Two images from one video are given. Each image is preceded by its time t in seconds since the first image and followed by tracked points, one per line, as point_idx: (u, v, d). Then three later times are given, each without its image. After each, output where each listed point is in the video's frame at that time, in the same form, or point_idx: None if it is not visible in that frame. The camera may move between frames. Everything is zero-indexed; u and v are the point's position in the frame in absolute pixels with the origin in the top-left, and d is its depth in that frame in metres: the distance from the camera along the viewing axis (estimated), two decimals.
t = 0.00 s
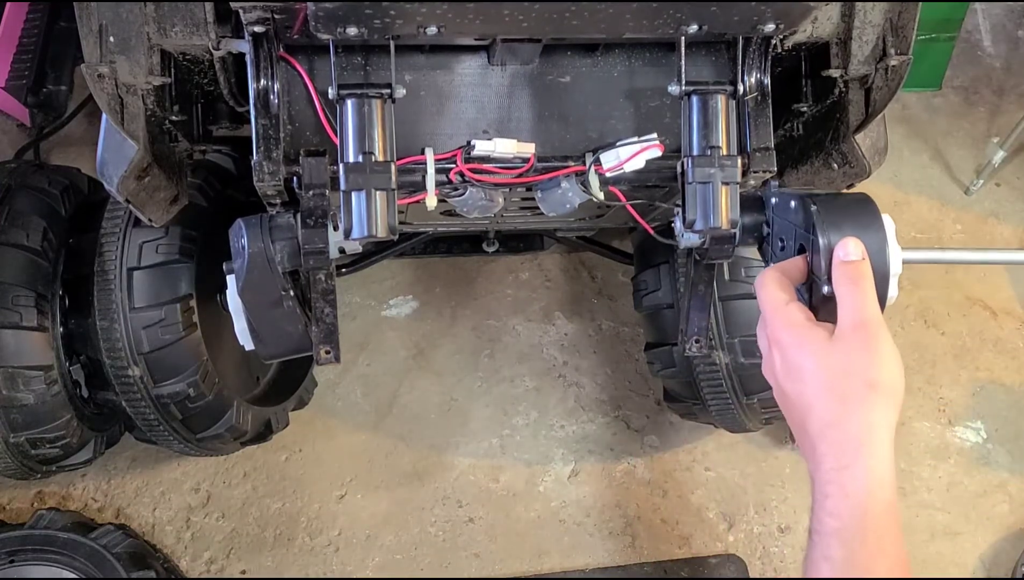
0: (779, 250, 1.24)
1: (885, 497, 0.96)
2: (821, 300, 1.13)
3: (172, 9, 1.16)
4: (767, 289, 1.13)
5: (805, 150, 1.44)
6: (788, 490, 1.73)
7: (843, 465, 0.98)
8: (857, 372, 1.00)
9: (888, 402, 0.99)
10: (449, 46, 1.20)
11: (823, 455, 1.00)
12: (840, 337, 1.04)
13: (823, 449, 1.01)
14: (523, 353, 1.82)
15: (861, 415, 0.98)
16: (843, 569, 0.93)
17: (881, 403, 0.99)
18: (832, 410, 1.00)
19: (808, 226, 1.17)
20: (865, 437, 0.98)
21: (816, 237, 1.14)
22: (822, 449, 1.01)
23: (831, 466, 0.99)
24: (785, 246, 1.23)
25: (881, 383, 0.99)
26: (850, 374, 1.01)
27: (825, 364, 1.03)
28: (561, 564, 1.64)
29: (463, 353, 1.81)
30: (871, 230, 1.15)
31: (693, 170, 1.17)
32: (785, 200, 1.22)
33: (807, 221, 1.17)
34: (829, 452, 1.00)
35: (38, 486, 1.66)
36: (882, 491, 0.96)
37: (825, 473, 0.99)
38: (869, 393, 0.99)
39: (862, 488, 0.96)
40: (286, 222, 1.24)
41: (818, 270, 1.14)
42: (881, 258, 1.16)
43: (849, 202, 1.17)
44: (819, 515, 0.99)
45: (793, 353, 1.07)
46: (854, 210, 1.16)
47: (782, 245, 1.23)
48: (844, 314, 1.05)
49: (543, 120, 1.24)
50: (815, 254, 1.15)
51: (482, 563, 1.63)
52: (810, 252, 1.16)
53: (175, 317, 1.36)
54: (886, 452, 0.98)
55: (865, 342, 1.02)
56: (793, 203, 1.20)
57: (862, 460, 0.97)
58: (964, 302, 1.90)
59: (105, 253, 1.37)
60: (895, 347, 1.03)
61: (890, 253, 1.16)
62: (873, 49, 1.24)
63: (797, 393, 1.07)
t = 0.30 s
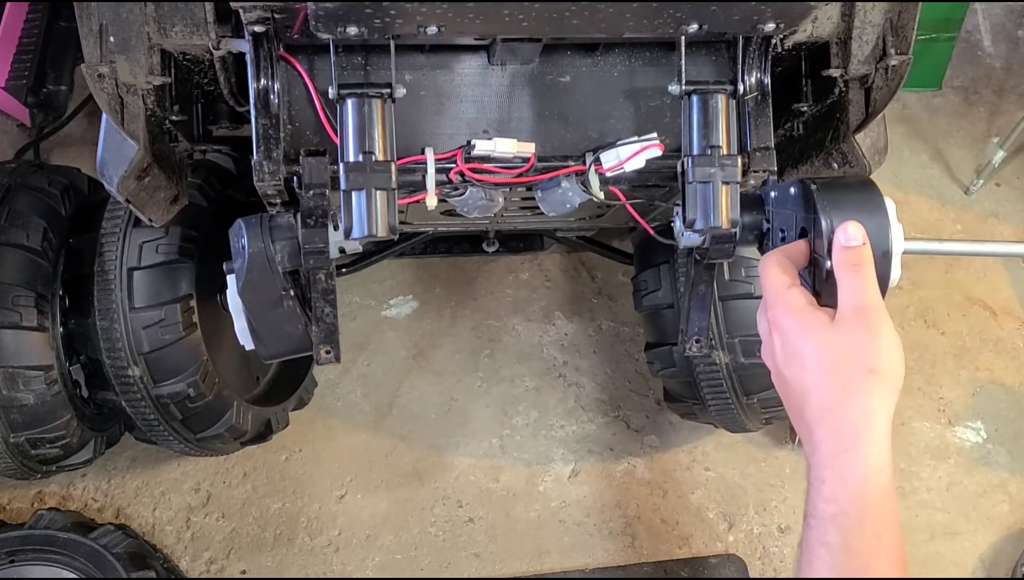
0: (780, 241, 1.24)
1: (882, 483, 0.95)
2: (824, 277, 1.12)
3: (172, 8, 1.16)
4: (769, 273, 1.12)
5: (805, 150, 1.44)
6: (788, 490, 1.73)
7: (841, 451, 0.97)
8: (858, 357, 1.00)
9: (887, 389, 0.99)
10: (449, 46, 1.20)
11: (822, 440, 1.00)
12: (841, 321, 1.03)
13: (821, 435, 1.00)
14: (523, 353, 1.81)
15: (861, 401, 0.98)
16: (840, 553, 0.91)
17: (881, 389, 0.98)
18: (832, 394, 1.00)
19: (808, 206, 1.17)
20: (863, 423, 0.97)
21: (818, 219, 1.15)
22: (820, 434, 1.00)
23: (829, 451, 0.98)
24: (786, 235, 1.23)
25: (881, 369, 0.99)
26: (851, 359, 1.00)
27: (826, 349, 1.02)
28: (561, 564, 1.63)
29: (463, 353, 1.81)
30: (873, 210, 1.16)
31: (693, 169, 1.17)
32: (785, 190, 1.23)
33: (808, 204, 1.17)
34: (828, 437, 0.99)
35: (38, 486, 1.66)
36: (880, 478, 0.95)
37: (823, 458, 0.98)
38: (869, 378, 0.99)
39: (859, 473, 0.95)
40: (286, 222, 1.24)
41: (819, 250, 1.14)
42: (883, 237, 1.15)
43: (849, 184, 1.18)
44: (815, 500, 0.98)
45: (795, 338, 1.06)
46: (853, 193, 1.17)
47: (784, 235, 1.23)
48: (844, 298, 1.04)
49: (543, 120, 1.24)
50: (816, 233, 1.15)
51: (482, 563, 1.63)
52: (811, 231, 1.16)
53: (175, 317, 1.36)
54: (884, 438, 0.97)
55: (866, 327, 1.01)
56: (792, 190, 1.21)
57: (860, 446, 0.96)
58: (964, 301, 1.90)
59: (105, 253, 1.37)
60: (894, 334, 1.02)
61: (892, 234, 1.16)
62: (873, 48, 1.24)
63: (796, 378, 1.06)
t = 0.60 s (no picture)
0: (782, 243, 1.24)
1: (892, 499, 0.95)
2: (831, 282, 1.14)
3: (172, 8, 1.16)
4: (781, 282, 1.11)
5: (805, 150, 1.44)
6: (788, 490, 1.73)
7: (852, 465, 0.97)
8: (870, 374, 1.00)
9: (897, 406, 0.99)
10: (449, 46, 1.20)
11: (831, 454, 0.99)
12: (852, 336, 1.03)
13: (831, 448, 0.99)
14: (523, 353, 1.81)
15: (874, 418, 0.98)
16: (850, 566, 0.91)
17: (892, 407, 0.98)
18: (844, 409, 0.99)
19: (814, 210, 1.18)
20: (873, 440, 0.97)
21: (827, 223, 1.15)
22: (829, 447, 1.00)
23: (839, 465, 0.98)
24: (789, 237, 1.23)
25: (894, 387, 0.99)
26: (862, 375, 1.00)
27: (838, 362, 1.02)
28: (561, 564, 1.64)
29: (463, 353, 1.81)
30: (880, 216, 1.16)
31: (693, 169, 1.17)
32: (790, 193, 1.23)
33: (816, 207, 1.17)
34: (837, 451, 0.99)
35: (38, 486, 1.66)
36: (890, 494, 0.95)
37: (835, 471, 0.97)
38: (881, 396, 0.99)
39: (868, 489, 0.95)
40: (286, 222, 1.24)
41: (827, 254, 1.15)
42: (891, 242, 1.15)
43: (857, 189, 1.18)
44: (824, 512, 0.97)
45: (806, 348, 1.06)
46: (861, 198, 1.17)
47: (785, 237, 1.23)
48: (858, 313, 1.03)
49: (543, 120, 1.24)
50: (823, 239, 1.16)
51: (482, 563, 1.63)
52: (818, 236, 1.17)
53: (175, 317, 1.36)
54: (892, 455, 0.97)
55: (879, 343, 1.01)
56: (798, 194, 1.21)
57: (871, 463, 0.96)
58: (964, 301, 1.90)
59: (105, 253, 1.37)
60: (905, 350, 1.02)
61: (899, 240, 1.16)
62: (873, 49, 1.24)
63: (805, 388, 1.05)
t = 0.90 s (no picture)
0: (781, 240, 1.23)
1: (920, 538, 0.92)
2: (832, 274, 1.11)
3: (172, 9, 1.16)
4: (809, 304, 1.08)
5: (805, 150, 1.44)
6: (788, 490, 1.73)
7: (885, 498, 0.94)
8: (903, 409, 0.97)
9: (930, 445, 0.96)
10: (449, 46, 1.20)
11: (861, 487, 0.96)
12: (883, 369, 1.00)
13: (861, 481, 0.96)
14: (523, 353, 1.82)
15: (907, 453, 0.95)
16: None
17: (926, 445, 0.95)
18: (875, 444, 0.97)
19: (813, 202, 1.16)
20: (905, 476, 0.94)
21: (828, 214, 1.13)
22: (859, 481, 0.97)
23: (869, 499, 0.95)
24: (788, 233, 1.21)
25: (927, 425, 0.96)
26: (898, 410, 0.97)
27: (870, 396, 0.99)
28: (561, 564, 1.64)
29: (463, 353, 1.81)
30: (880, 208, 1.13)
31: (693, 170, 1.17)
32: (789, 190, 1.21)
33: (815, 199, 1.15)
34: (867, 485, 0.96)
35: (38, 486, 1.66)
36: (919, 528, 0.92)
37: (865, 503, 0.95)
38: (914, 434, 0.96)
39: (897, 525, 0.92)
40: (287, 222, 1.24)
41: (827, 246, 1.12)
42: (892, 234, 1.12)
43: (857, 183, 1.16)
44: (851, 542, 0.94)
45: (836, 378, 1.03)
46: (861, 190, 1.15)
47: (785, 234, 1.22)
48: (890, 346, 1.01)
49: (543, 121, 1.24)
50: (823, 232, 1.13)
51: (482, 563, 1.63)
52: (818, 228, 1.15)
53: (175, 317, 1.36)
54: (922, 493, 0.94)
55: (912, 379, 0.98)
56: (797, 190, 1.19)
57: (901, 501, 0.93)
58: (964, 301, 1.90)
59: (105, 253, 1.37)
60: (936, 385, 1.00)
61: (900, 233, 1.13)
62: (873, 49, 1.24)
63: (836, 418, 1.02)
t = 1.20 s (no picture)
0: (781, 250, 1.22)
1: None
2: (831, 297, 1.10)
3: (172, 9, 1.15)
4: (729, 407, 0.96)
5: (805, 151, 1.44)
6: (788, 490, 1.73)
7: None
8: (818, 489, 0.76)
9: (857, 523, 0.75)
10: (449, 46, 1.20)
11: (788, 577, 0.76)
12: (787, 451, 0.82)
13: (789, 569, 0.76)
14: (523, 353, 1.82)
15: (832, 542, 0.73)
16: None
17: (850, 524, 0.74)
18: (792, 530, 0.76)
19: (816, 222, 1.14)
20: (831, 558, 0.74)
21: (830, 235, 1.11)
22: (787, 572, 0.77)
23: None
24: (788, 246, 1.21)
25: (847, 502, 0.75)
26: (812, 490, 0.76)
27: (782, 480, 0.78)
28: (561, 564, 1.64)
29: (463, 353, 1.81)
30: (882, 231, 1.11)
31: (693, 171, 1.17)
32: (792, 202, 1.20)
33: (818, 218, 1.13)
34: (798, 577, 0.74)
35: (38, 486, 1.66)
36: None
37: None
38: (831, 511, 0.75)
39: None
40: (287, 222, 1.24)
41: (828, 267, 1.11)
42: (893, 259, 1.10)
43: (859, 203, 1.14)
44: None
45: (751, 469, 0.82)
46: (863, 212, 1.13)
47: (786, 246, 1.21)
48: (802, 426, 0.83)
49: (543, 121, 1.24)
50: (825, 252, 1.12)
51: (482, 563, 1.62)
52: (819, 248, 1.13)
53: (175, 317, 1.36)
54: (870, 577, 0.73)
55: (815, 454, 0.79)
56: (800, 204, 1.18)
57: None
58: (964, 301, 1.90)
59: (105, 253, 1.37)
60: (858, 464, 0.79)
61: (901, 255, 1.11)
62: (873, 49, 1.24)
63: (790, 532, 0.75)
